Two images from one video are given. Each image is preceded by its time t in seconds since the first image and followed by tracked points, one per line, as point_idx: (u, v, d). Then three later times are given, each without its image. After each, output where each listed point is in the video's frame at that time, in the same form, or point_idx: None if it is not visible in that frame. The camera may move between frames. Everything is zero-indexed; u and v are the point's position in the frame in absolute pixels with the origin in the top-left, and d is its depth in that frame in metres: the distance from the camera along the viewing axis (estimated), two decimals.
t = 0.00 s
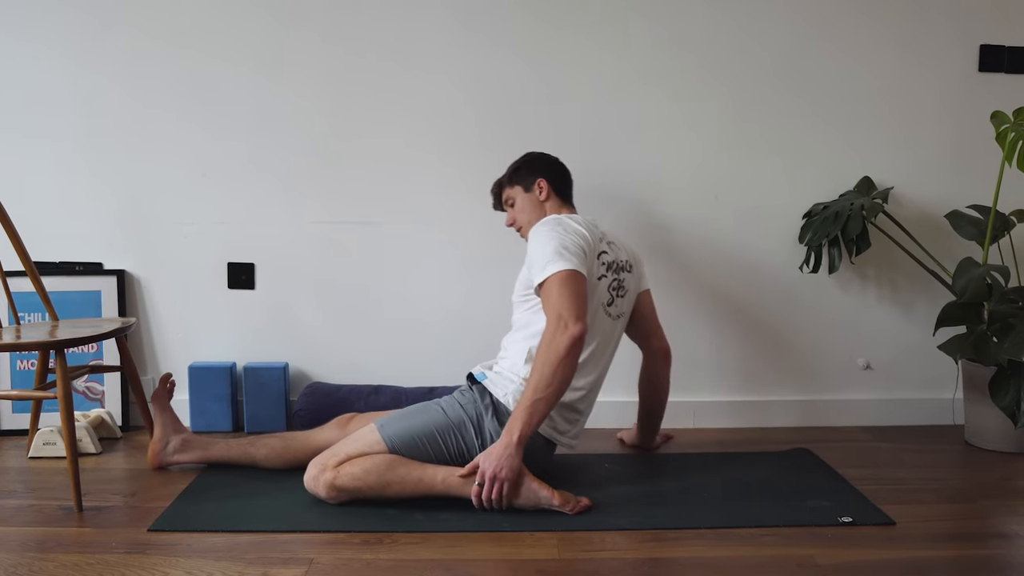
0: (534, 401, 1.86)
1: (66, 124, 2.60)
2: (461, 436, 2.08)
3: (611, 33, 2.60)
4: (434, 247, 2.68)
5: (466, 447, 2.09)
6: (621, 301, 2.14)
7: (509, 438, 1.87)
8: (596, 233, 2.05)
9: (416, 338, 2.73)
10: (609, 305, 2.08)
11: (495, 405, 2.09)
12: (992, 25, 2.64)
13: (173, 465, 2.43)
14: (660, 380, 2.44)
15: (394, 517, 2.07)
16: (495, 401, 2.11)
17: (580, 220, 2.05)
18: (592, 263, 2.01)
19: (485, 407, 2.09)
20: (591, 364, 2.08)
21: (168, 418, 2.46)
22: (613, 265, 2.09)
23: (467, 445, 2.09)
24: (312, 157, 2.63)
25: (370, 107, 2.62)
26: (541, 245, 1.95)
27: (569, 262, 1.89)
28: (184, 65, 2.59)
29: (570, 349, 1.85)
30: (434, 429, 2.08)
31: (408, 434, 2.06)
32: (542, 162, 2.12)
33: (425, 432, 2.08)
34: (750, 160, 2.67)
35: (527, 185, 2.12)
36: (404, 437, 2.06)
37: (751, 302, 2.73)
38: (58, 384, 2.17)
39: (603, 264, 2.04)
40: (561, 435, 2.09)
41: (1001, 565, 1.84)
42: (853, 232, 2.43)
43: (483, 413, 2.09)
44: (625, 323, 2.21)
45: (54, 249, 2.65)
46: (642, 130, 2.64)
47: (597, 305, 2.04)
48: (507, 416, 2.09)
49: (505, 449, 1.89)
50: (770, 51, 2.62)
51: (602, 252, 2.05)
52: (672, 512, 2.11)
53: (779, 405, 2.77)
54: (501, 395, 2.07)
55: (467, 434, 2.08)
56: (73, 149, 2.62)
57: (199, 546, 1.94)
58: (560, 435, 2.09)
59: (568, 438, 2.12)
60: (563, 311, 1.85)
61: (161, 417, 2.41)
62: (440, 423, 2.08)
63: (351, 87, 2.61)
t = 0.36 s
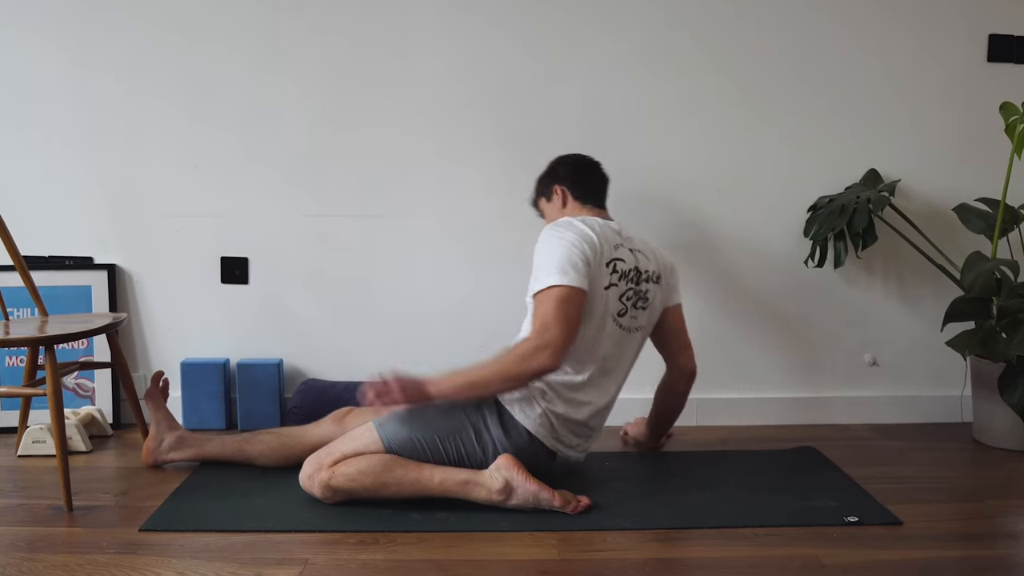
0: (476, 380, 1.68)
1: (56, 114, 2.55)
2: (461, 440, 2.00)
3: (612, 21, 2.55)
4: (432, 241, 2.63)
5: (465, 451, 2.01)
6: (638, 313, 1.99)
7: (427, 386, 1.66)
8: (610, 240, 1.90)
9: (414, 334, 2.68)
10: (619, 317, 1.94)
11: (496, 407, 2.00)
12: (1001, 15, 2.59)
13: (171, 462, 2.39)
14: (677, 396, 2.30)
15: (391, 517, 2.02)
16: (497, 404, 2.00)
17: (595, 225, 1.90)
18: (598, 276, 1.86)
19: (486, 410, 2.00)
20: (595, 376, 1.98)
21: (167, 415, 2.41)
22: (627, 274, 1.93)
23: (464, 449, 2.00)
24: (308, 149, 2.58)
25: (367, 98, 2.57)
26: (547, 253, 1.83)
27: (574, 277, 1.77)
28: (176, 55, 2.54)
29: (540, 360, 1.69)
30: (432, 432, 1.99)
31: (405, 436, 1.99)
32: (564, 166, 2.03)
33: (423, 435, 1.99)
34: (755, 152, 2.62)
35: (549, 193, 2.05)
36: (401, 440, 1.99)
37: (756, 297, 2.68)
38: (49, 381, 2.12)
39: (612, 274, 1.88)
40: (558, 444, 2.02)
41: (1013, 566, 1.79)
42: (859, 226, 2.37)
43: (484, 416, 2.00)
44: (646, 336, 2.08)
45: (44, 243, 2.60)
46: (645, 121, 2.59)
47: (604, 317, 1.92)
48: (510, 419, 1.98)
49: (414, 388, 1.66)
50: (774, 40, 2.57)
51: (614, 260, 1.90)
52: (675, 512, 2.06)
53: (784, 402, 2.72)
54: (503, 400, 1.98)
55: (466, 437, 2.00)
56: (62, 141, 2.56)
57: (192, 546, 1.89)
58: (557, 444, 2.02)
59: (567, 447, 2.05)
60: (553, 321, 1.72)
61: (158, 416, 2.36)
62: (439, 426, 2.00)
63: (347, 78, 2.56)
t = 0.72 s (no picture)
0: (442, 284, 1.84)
1: (46, 105, 2.50)
2: (457, 441, 1.97)
3: (613, 10, 2.49)
4: (430, 235, 2.58)
5: (461, 452, 1.97)
6: (653, 335, 1.86)
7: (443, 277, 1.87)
8: (630, 247, 1.82)
9: (412, 330, 2.63)
10: (629, 332, 1.84)
11: (493, 407, 1.96)
12: (1008, 3, 2.54)
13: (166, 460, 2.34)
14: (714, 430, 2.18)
15: (387, 516, 1.96)
16: (495, 406, 1.97)
17: (614, 227, 1.84)
18: (596, 279, 1.80)
19: (484, 412, 1.96)
20: (597, 394, 1.86)
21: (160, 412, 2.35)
22: (644, 290, 1.82)
23: (461, 450, 1.97)
24: (303, 142, 2.53)
25: (363, 89, 2.51)
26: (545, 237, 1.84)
27: (542, 265, 1.79)
28: (168, 45, 2.48)
29: (466, 304, 1.76)
30: (428, 432, 1.96)
31: (400, 435, 1.94)
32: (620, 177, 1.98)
33: (418, 435, 1.95)
34: (759, 145, 2.56)
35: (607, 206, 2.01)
36: (394, 439, 1.94)
37: (760, 293, 2.63)
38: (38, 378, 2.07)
39: (622, 283, 1.80)
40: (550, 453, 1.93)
41: None
42: (866, 220, 2.32)
43: (482, 417, 1.96)
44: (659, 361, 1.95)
45: (33, 237, 2.55)
46: (646, 113, 2.54)
47: (608, 326, 1.82)
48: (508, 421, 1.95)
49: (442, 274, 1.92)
50: (778, 30, 2.52)
51: (629, 269, 1.81)
52: (676, 511, 2.01)
53: (789, 400, 2.67)
54: (501, 402, 1.94)
55: (461, 437, 1.96)
56: (51, 133, 2.51)
57: (184, 546, 1.84)
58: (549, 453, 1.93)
59: (558, 462, 1.95)
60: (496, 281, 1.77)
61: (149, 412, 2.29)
62: (435, 426, 1.96)
63: (342, 69, 2.50)
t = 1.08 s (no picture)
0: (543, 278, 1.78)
1: (34, 97, 2.44)
2: (463, 434, 1.92)
3: None
4: (428, 229, 2.53)
5: (465, 446, 1.92)
6: (697, 376, 1.87)
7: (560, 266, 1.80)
8: (715, 292, 1.79)
9: (408, 326, 2.58)
10: (682, 372, 1.84)
11: (504, 402, 1.92)
12: None
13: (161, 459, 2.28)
14: (715, 452, 2.28)
15: (384, 515, 1.91)
16: (506, 403, 1.92)
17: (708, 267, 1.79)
18: (679, 316, 1.76)
19: (494, 407, 1.92)
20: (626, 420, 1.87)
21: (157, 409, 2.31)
22: (712, 337, 1.82)
23: (464, 442, 1.92)
24: (299, 134, 2.48)
25: (360, 80, 2.46)
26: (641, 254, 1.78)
27: (635, 289, 1.73)
28: (160, 35, 2.43)
29: (555, 316, 1.70)
30: (436, 422, 1.91)
31: (408, 423, 1.90)
32: (726, 209, 1.92)
33: (426, 424, 1.91)
34: (764, 137, 2.52)
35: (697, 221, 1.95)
36: (402, 426, 1.89)
37: (765, 288, 2.58)
38: (28, 374, 2.01)
39: (699, 328, 1.78)
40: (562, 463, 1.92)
41: None
42: (871, 214, 2.27)
43: (490, 412, 1.92)
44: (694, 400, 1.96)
45: (22, 232, 2.50)
46: (650, 105, 2.49)
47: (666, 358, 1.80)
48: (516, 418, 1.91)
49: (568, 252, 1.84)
50: (784, 21, 2.47)
51: (709, 315, 1.79)
52: (678, 510, 1.96)
53: (794, 397, 2.62)
54: (513, 397, 1.90)
55: (468, 430, 1.92)
56: (40, 125, 2.46)
57: (176, 546, 1.79)
58: (562, 462, 1.92)
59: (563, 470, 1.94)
60: (589, 299, 1.71)
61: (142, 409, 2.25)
62: (443, 417, 1.91)
63: (338, 59, 2.45)
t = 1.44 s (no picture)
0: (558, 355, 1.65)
1: (23, 87, 2.39)
2: (457, 434, 1.88)
3: None
4: (426, 222, 2.48)
5: (459, 445, 1.88)
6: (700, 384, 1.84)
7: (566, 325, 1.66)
8: (721, 311, 1.70)
9: (406, 322, 2.53)
10: (684, 385, 1.80)
11: (496, 400, 1.88)
12: None
13: (151, 456, 2.25)
14: (716, 445, 2.25)
15: (380, 514, 1.86)
16: (498, 400, 1.89)
17: (719, 289, 1.68)
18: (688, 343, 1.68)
19: (485, 405, 1.88)
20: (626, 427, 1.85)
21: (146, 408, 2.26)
22: (715, 352, 1.76)
23: (459, 442, 1.88)
24: (294, 126, 2.43)
25: (356, 70, 2.42)
26: (659, 292, 1.62)
27: (665, 341, 1.60)
28: (152, 24, 2.38)
29: (598, 402, 1.62)
30: (428, 423, 1.87)
31: (401, 426, 1.85)
32: (730, 203, 1.86)
33: (419, 426, 1.86)
34: (768, 129, 2.47)
35: (698, 213, 1.88)
36: (395, 430, 1.85)
37: (769, 284, 2.53)
38: (18, 372, 1.95)
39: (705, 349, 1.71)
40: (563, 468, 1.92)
41: None
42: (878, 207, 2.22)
43: (479, 411, 1.88)
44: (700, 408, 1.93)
45: (12, 225, 2.45)
46: (652, 95, 2.45)
47: (669, 374, 1.76)
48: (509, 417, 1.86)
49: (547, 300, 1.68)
50: (788, 10, 2.42)
51: (714, 337, 1.71)
52: (680, 510, 1.91)
53: (798, 395, 2.58)
54: (504, 395, 1.87)
55: (462, 430, 1.88)
56: (30, 116, 2.40)
57: (168, 546, 1.74)
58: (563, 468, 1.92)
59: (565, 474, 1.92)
60: (623, 368, 1.60)
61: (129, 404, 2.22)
62: (435, 418, 1.87)
63: (333, 49, 2.41)
